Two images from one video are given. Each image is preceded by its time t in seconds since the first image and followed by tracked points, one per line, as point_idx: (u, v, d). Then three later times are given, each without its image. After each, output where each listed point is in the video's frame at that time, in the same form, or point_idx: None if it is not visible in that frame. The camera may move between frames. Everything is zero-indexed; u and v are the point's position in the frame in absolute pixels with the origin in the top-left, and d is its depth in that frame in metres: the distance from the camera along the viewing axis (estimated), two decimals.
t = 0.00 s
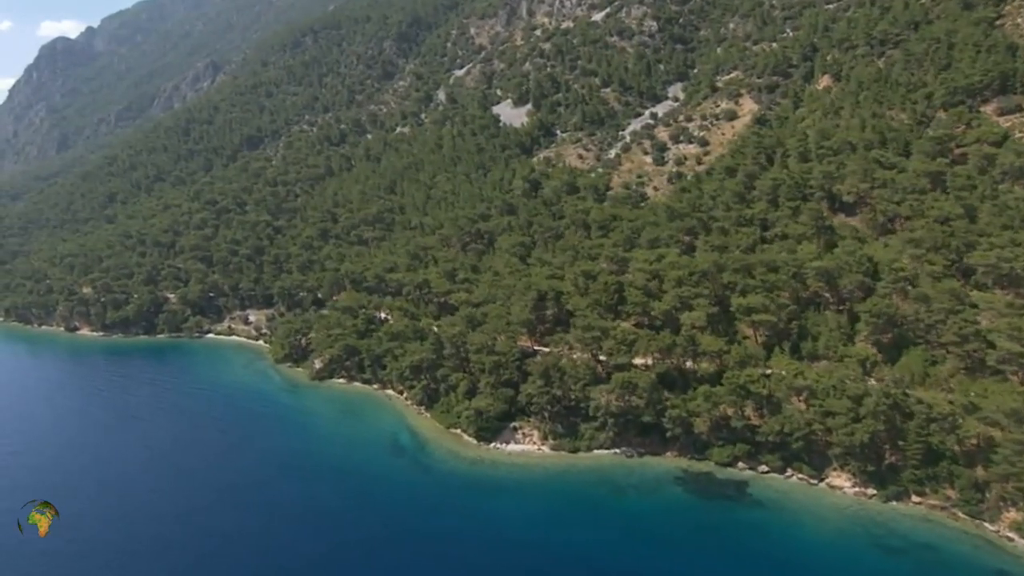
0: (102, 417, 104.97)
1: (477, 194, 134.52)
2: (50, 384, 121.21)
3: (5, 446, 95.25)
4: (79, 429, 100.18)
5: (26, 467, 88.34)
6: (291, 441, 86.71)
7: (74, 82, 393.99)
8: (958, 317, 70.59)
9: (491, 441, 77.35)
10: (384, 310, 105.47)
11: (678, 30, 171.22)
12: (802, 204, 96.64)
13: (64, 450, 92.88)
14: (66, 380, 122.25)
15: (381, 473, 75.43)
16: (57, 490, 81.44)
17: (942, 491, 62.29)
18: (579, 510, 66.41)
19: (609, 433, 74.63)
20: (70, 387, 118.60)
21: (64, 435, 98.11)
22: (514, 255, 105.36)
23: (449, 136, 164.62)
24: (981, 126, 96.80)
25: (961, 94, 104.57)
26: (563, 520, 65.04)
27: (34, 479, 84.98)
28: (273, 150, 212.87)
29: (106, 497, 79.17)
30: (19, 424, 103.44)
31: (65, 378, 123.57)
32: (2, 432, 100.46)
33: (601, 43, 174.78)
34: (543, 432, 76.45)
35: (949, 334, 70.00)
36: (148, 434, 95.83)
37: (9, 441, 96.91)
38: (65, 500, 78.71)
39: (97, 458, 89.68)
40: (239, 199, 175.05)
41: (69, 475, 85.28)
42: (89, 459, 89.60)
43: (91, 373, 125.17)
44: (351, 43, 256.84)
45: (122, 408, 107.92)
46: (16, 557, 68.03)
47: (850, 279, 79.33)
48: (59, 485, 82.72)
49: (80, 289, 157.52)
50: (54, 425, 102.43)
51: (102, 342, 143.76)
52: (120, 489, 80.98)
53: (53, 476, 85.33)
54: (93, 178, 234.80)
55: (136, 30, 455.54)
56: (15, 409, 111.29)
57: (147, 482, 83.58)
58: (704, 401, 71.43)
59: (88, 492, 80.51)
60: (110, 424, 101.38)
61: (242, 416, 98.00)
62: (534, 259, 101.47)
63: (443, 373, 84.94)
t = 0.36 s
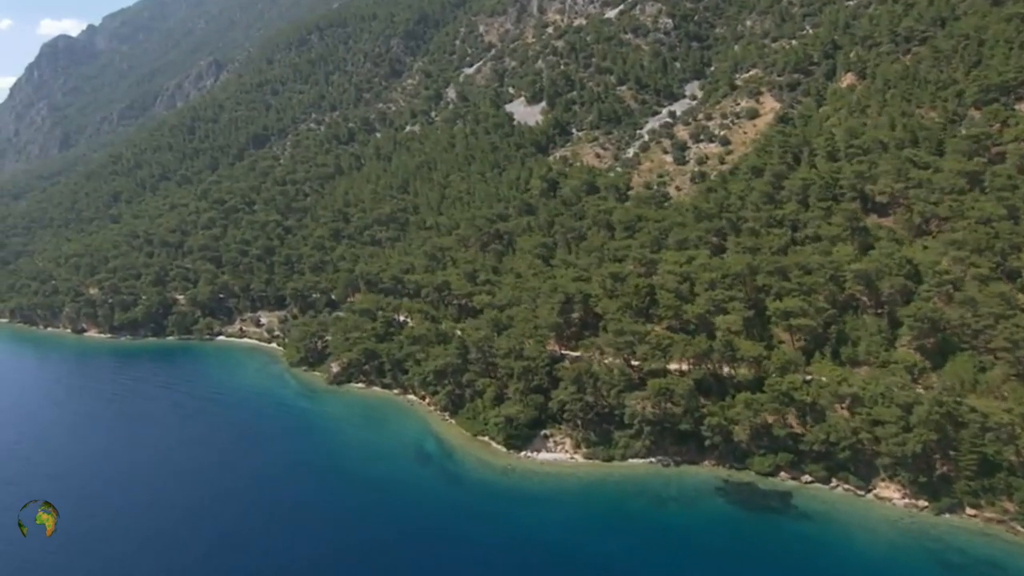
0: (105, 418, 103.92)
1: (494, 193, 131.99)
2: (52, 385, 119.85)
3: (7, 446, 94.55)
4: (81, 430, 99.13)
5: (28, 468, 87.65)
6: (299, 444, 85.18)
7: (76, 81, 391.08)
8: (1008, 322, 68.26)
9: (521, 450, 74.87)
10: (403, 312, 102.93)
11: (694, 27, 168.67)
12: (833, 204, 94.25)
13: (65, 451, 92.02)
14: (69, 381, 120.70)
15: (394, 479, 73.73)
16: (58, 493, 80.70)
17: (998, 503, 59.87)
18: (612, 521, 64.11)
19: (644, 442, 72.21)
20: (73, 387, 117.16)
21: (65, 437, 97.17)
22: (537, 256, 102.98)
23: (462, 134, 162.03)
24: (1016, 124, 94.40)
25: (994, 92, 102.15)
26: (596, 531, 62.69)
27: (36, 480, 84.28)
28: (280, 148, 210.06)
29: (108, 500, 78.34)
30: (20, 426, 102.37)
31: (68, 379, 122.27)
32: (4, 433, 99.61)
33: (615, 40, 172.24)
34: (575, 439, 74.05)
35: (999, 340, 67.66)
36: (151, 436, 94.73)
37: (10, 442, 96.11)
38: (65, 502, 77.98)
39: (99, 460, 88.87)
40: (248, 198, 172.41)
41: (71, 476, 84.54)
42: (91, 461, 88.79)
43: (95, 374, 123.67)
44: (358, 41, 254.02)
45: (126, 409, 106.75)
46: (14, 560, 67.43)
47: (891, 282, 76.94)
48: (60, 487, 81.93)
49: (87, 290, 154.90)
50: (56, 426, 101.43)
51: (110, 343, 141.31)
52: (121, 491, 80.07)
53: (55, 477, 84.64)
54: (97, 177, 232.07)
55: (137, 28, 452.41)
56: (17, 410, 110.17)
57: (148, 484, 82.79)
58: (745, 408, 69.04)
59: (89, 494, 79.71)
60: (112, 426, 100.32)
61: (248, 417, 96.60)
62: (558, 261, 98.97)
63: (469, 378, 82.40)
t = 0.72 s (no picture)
0: (110, 417, 102.43)
1: (511, 192, 129.48)
2: (58, 385, 118.29)
3: (10, 445, 93.30)
4: (86, 430, 97.74)
5: (30, 466, 86.37)
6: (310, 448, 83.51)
7: (78, 78, 388.13)
8: None
9: (554, 457, 72.51)
10: (424, 314, 100.42)
11: (711, 23, 166.15)
12: (867, 204, 91.96)
13: (69, 451, 90.71)
14: (74, 382, 118.98)
15: (409, 484, 72.03)
16: (61, 490, 79.38)
17: None
18: (648, 531, 61.80)
19: (682, 449, 69.89)
20: (77, 388, 115.58)
21: (68, 437, 95.75)
22: (561, 256, 100.56)
23: (476, 132, 159.45)
24: None
25: None
26: (629, 542, 60.44)
27: (38, 479, 83.01)
28: (287, 146, 207.22)
29: (111, 497, 76.87)
30: (24, 425, 101.04)
31: (72, 379, 120.62)
32: (8, 431, 98.30)
33: (630, 37, 169.69)
34: (610, 447, 71.73)
35: None
36: (156, 436, 93.25)
37: (13, 441, 94.86)
38: (67, 499, 76.64)
39: (103, 459, 87.55)
40: (257, 197, 169.85)
41: (74, 475, 83.19)
42: (94, 460, 87.38)
43: (101, 375, 122.00)
44: (365, 37, 251.20)
45: (131, 409, 105.21)
46: (13, 554, 66.09)
47: (935, 284, 74.49)
48: (63, 485, 80.55)
49: (95, 289, 152.35)
50: (60, 427, 100.05)
51: (119, 345, 138.86)
52: (124, 488, 78.59)
53: (57, 476, 83.30)
54: (102, 175, 229.41)
55: (140, 26, 449.46)
56: (20, 409, 108.70)
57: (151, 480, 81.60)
58: (789, 416, 66.71)
59: (91, 492, 78.26)
60: (118, 426, 98.87)
61: (257, 419, 95.00)
62: (583, 262, 96.49)
63: (497, 383, 80.02)
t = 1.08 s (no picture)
0: (118, 415, 102.12)
1: (529, 189, 127.04)
2: (67, 382, 117.70)
3: (10, 444, 92.73)
4: (87, 429, 96.99)
5: (31, 465, 85.79)
6: (316, 449, 82.79)
7: (80, 74, 385.15)
8: None
9: (589, 463, 70.43)
10: (446, 314, 98.23)
11: (729, 17, 163.50)
12: (903, 202, 89.59)
13: (70, 450, 89.97)
14: (75, 381, 117.67)
15: (418, 486, 71.27)
16: (62, 488, 79.04)
17: None
18: (685, 540, 59.78)
19: (722, 455, 67.65)
20: (84, 386, 115.07)
21: (69, 436, 95.01)
22: (586, 255, 98.17)
23: (490, 127, 156.88)
24: None
25: None
26: (663, 551, 58.55)
27: (38, 477, 82.38)
28: (296, 141, 204.48)
29: (109, 495, 76.20)
30: (24, 424, 100.24)
31: (82, 377, 120.03)
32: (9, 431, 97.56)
33: (646, 31, 166.90)
34: (648, 453, 69.75)
35: None
36: (158, 435, 92.54)
37: (13, 440, 94.16)
38: (68, 499, 76.07)
39: (103, 458, 86.85)
40: (268, 193, 167.36)
41: (74, 473, 82.58)
42: (95, 459, 86.70)
43: (103, 374, 120.79)
44: (373, 32, 248.25)
45: (134, 408, 104.36)
46: (20, 553, 66.08)
47: (982, 284, 72.10)
48: (67, 482, 80.38)
49: (104, 288, 150.03)
50: (63, 424, 99.57)
51: (129, 344, 136.70)
52: (129, 485, 78.43)
53: (58, 474, 82.71)
54: (107, 171, 226.83)
55: (142, 21, 446.13)
56: (20, 408, 107.76)
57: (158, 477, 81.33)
58: (835, 422, 64.50)
59: (98, 488, 78.07)
60: (119, 424, 98.11)
61: (264, 417, 94.45)
62: (610, 261, 94.34)
63: (527, 386, 77.94)
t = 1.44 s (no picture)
0: (122, 412, 101.64)
1: (546, 186, 124.81)
2: (74, 380, 116.96)
3: (10, 441, 92.19)
4: (88, 427, 96.32)
5: (30, 463, 85.17)
6: (320, 448, 82.36)
7: (82, 70, 382.52)
8: None
9: (622, 469, 68.56)
10: (468, 315, 96.21)
11: (745, 12, 161.21)
12: (938, 201, 87.41)
13: (70, 448, 89.33)
14: (76, 380, 116.61)
15: (425, 486, 70.70)
16: (63, 484, 78.84)
17: None
18: (721, 548, 57.95)
19: (759, 461, 65.61)
20: (90, 383, 114.58)
21: (69, 434, 94.38)
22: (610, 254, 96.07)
23: (503, 123, 154.49)
24: None
25: None
26: (693, 558, 56.89)
27: (37, 475, 81.75)
28: (303, 137, 202.07)
29: (110, 494, 75.63)
30: (24, 422, 99.48)
31: (89, 374, 119.38)
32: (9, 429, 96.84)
33: (661, 25, 164.48)
34: (683, 459, 67.82)
35: None
36: (160, 432, 92.19)
37: (13, 438, 93.39)
38: (68, 497, 75.48)
39: (105, 456, 86.37)
40: (277, 190, 165.08)
41: (74, 471, 82.02)
42: (95, 457, 86.13)
43: (104, 372, 119.84)
44: (380, 27, 245.60)
45: (135, 406, 103.66)
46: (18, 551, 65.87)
47: None
48: (69, 478, 80.14)
49: (112, 286, 147.96)
50: (66, 421, 99.33)
51: (138, 343, 134.57)
52: (130, 482, 78.14)
53: (57, 472, 82.06)
54: (111, 167, 224.46)
55: (144, 16, 443.18)
56: (20, 407, 106.90)
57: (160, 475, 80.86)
58: (880, 428, 62.48)
59: (100, 485, 77.80)
60: (120, 422, 97.52)
61: (270, 417, 93.75)
62: (635, 260, 92.35)
63: (556, 389, 75.97)
